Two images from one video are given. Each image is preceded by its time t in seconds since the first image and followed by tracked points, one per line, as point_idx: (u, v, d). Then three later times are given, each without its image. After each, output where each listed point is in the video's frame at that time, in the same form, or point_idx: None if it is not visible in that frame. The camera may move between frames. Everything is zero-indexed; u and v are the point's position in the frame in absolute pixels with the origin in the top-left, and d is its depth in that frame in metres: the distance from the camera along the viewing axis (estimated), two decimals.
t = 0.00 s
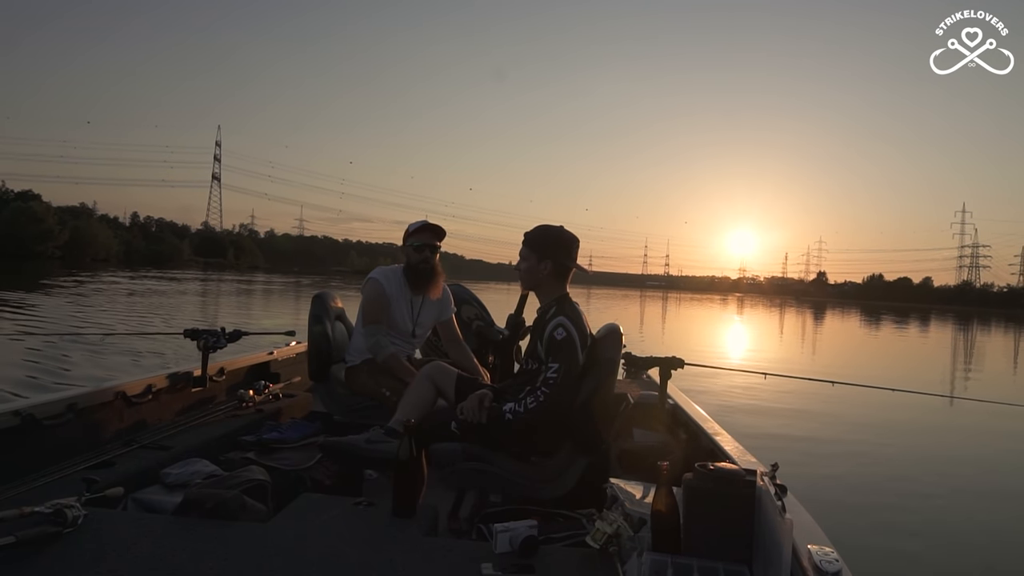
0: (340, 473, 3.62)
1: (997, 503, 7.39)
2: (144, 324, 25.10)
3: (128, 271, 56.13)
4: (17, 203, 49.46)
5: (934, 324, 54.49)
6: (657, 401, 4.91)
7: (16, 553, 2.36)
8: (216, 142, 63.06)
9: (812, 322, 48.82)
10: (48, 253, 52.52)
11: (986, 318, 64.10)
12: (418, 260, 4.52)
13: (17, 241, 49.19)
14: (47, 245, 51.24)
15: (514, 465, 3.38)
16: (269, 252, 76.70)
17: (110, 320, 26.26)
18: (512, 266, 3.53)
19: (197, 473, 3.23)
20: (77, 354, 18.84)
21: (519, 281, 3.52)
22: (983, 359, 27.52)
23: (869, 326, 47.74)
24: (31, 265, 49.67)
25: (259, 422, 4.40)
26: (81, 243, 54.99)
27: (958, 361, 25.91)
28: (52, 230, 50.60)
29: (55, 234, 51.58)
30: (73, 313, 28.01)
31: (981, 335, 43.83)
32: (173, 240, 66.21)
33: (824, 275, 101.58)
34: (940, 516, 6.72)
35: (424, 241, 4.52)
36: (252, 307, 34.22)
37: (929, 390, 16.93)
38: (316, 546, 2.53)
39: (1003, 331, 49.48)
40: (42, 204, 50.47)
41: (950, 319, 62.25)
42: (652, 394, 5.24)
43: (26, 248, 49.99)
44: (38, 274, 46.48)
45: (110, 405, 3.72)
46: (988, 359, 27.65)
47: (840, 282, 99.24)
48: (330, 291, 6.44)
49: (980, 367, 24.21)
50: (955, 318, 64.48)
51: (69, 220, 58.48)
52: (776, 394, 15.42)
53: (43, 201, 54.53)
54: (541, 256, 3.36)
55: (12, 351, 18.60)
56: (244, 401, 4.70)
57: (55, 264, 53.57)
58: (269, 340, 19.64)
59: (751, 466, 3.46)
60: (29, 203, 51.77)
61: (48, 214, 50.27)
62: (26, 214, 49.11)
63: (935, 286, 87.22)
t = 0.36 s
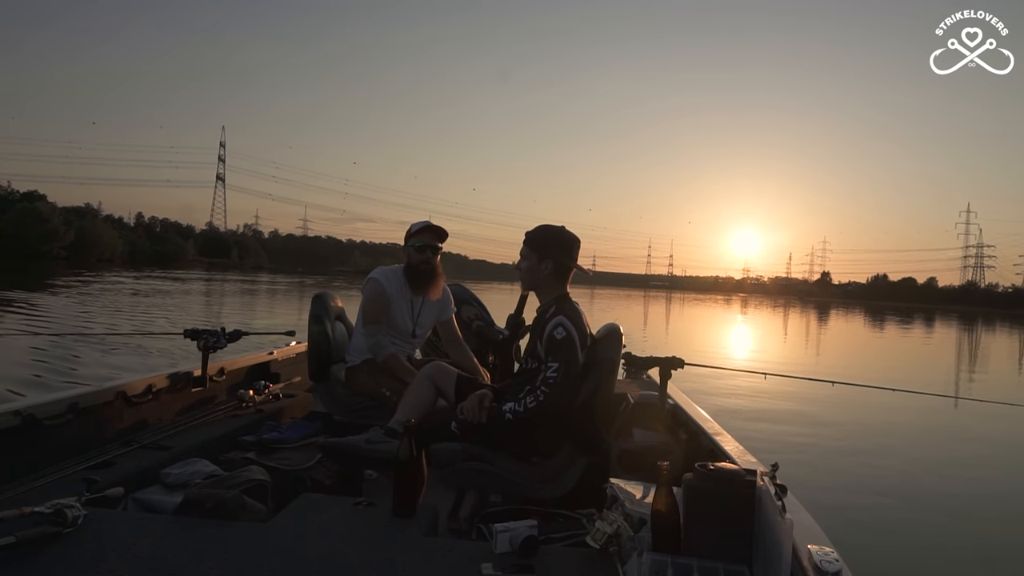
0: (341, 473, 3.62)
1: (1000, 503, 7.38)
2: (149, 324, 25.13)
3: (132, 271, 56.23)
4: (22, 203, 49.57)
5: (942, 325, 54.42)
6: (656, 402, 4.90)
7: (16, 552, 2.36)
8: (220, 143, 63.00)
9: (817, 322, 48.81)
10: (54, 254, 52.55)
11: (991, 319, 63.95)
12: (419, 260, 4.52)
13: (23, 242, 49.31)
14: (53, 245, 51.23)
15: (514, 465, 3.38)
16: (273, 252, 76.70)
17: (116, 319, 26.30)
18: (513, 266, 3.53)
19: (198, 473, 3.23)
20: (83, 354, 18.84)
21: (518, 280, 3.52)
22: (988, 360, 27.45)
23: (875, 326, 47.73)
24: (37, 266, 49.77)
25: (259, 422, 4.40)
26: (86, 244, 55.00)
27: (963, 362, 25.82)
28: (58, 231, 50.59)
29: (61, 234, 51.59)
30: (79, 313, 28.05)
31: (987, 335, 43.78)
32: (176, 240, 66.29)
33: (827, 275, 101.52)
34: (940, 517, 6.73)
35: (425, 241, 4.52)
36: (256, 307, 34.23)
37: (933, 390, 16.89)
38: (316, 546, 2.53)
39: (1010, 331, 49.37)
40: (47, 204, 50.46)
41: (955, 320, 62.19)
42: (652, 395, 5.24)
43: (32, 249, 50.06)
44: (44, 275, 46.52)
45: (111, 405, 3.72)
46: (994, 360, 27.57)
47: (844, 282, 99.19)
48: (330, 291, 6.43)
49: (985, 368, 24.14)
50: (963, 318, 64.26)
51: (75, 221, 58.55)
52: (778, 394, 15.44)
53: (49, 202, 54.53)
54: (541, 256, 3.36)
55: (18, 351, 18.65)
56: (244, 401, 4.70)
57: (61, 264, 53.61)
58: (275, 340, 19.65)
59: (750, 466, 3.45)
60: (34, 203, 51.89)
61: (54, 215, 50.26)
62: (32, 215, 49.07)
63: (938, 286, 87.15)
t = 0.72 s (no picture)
0: (341, 473, 3.62)
1: (1004, 505, 7.37)
2: (155, 323, 25.16)
3: (136, 271, 56.34)
4: (28, 203, 49.73)
5: (948, 325, 54.26)
6: (657, 402, 4.90)
7: (16, 552, 2.36)
8: (226, 143, 62.93)
9: (822, 323, 48.86)
10: (60, 254, 52.61)
11: (996, 319, 63.78)
12: (419, 260, 4.52)
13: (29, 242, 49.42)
14: (59, 246, 51.29)
15: (514, 464, 3.38)
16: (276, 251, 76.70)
17: (122, 318, 26.35)
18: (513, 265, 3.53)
19: (198, 473, 3.23)
20: (88, 353, 18.88)
21: (519, 279, 3.51)
22: (994, 361, 27.37)
23: (880, 327, 47.74)
24: (43, 266, 49.91)
25: (259, 423, 4.40)
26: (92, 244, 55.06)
27: (969, 363, 25.76)
28: (64, 231, 50.62)
29: (67, 234, 51.62)
30: (85, 312, 28.14)
31: (994, 336, 43.64)
32: (180, 240, 66.42)
33: (831, 275, 101.47)
34: (942, 517, 6.74)
35: (426, 241, 4.53)
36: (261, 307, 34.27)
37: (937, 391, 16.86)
38: (315, 547, 2.52)
39: (1017, 332, 49.23)
40: (54, 205, 50.51)
41: (960, 321, 62.16)
42: (652, 395, 5.23)
43: (39, 249, 50.14)
44: (49, 275, 46.58)
45: (111, 405, 3.72)
46: (1000, 361, 27.49)
47: (847, 283, 99.19)
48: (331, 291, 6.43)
49: (991, 369, 24.08)
50: (967, 319, 64.13)
51: (80, 221, 58.65)
52: (781, 395, 15.45)
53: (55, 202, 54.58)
54: (542, 256, 3.36)
55: (24, 350, 18.70)
56: (244, 401, 4.69)
57: (67, 265, 53.68)
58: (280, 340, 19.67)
59: (750, 466, 3.45)
60: (40, 203, 52.04)
61: (61, 215, 50.31)
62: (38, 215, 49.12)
63: (942, 286, 87.12)
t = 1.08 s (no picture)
0: (341, 472, 3.61)
1: (1008, 505, 7.36)
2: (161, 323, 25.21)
3: (141, 271, 56.44)
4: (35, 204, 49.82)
5: (955, 326, 54.14)
6: (657, 402, 4.89)
7: (16, 553, 2.36)
8: (233, 144, 62.83)
9: (828, 323, 48.89)
10: (67, 255, 52.71)
11: (1002, 320, 63.66)
12: (418, 259, 4.52)
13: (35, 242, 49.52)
14: (66, 246, 51.38)
15: (514, 464, 3.38)
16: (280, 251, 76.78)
17: (129, 318, 26.41)
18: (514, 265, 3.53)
19: (197, 473, 3.23)
20: (95, 353, 18.92)
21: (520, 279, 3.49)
22: (1001, 361, 27.31)
23: (887, 327, 47.67)
24: (50, 266, 50.04)
25: (259, 422, 4.40)
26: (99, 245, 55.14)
27: (974, 363, 25.72)
28: (71, 232, 50.68)
29: (74, 235, 51.70)
30: (92, 312, 28.23)
31: (1002, 337, 43.52)
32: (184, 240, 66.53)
33: (835, 275, 101.42)
34: (941, 517, 6.75)
35: (425, 241, 4.52)
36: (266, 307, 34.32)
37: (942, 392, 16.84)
38: (316, 547, 2.52)
39: None
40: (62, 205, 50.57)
41: (966, 321, 62.14)
42: (652, 394, 5.23)
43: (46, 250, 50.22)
44: (56, 275, 46.67)
45: (111, 405, 3.72)
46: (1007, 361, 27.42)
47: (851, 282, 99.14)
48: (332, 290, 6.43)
49: (997, 369, 24.03)
50: (973, 319, 64.00)
51: (87, 221, 58.78)
52: (785, 395, 15.45)
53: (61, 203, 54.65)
54: (542, 256, 3.36)
55: (31, 350, 18.77)
56: (244, 401, 4.70)
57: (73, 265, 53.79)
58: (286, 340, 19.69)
59: (751, 466, 3.45)
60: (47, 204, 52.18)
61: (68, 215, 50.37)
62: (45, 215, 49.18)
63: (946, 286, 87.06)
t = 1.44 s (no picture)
0: (340, 473, 3.61)
1: (1013, 508, 7.33)
2: (167, 323, 25.24)
3: (146, 271, 56.48)
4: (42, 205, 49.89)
5: (964, 326, 53.95)
6: (657, 401, 4.89)
7: (14, 553, 2.36)
8: (239, 145, 62.40)
9: (835, 323, 48.82)
10: (73, 255, 52.72)
11: (1008, 321, 63.47)
12: (416, 259, 4.51)
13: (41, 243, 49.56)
14: (72, 248, 51.40)
15: (514, 464, 3.38)
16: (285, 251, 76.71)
17: (135, 318, 26.42)
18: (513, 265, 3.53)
19: (196, 473, 3.23)
20: (101, 353, 18.93)
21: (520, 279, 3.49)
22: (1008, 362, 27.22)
23: (895, 327, 47.55)
24: (57, 267, 50.09)
25: (258, 422, 4.39)
26: (105, 246, 55.14)
27: (982, 364, 25.66)
28: (77, 232, 50.64)
29: (80, 236, 51.70)
30: (99, 312, 28.21)
31: (1011, 338, 43.35)
32: (188, 240, 66.55)
33: (843, 275, 101.26)
34: (943, 518, 6.74)
35: (424, 241, 4.52)
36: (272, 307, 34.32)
37: (948, 393, 16.80)
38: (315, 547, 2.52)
39: None
40: (68, 207, 50.56)
41: (972, 321, 62.08)
42: (652, 394, 5.22)
43: (52, 251, 50.25)
44: (62, 275, 46.70)
45: (111, 405, 3.73)
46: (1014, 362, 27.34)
47: (855, 282, 99.10)
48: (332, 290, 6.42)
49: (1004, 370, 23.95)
50: (980, 320, 63.82)
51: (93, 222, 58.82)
52: (790, 396, 15.44)
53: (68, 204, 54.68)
54: (542, 256, 3.35)
55: (38, 350, 18.78)
56: (243, 401, 4.70)
57: (80, 266, 53.81)
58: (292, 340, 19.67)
59: (751, 466, 3.45)
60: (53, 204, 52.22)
61: (75, 216, 50.34)
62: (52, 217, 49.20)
63: (950, 286, 86.93)
